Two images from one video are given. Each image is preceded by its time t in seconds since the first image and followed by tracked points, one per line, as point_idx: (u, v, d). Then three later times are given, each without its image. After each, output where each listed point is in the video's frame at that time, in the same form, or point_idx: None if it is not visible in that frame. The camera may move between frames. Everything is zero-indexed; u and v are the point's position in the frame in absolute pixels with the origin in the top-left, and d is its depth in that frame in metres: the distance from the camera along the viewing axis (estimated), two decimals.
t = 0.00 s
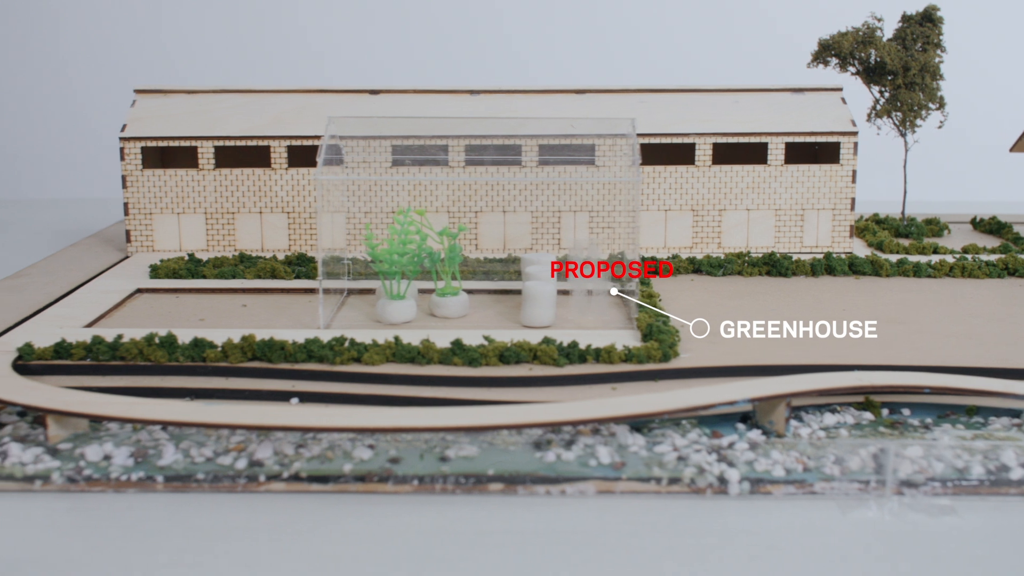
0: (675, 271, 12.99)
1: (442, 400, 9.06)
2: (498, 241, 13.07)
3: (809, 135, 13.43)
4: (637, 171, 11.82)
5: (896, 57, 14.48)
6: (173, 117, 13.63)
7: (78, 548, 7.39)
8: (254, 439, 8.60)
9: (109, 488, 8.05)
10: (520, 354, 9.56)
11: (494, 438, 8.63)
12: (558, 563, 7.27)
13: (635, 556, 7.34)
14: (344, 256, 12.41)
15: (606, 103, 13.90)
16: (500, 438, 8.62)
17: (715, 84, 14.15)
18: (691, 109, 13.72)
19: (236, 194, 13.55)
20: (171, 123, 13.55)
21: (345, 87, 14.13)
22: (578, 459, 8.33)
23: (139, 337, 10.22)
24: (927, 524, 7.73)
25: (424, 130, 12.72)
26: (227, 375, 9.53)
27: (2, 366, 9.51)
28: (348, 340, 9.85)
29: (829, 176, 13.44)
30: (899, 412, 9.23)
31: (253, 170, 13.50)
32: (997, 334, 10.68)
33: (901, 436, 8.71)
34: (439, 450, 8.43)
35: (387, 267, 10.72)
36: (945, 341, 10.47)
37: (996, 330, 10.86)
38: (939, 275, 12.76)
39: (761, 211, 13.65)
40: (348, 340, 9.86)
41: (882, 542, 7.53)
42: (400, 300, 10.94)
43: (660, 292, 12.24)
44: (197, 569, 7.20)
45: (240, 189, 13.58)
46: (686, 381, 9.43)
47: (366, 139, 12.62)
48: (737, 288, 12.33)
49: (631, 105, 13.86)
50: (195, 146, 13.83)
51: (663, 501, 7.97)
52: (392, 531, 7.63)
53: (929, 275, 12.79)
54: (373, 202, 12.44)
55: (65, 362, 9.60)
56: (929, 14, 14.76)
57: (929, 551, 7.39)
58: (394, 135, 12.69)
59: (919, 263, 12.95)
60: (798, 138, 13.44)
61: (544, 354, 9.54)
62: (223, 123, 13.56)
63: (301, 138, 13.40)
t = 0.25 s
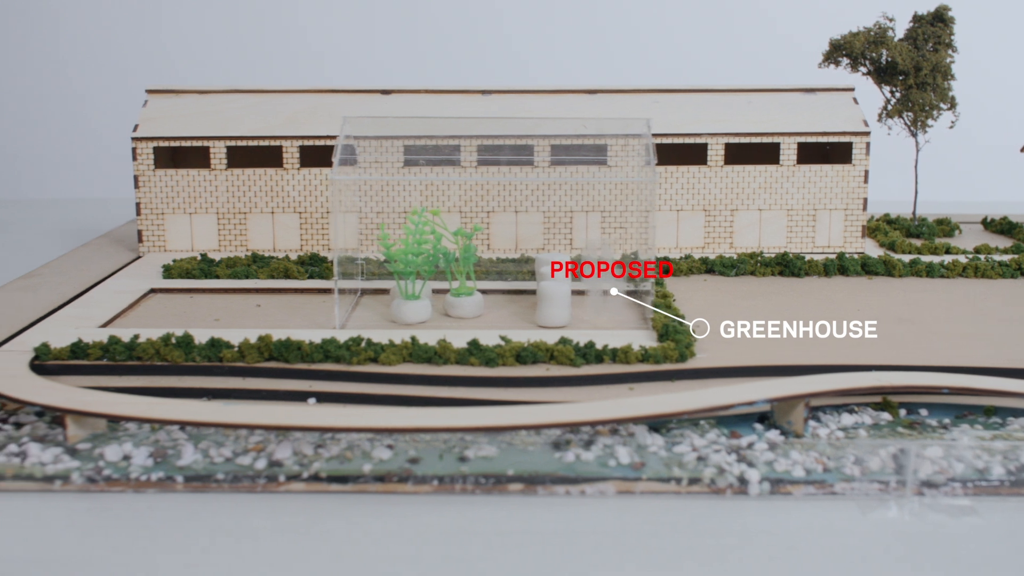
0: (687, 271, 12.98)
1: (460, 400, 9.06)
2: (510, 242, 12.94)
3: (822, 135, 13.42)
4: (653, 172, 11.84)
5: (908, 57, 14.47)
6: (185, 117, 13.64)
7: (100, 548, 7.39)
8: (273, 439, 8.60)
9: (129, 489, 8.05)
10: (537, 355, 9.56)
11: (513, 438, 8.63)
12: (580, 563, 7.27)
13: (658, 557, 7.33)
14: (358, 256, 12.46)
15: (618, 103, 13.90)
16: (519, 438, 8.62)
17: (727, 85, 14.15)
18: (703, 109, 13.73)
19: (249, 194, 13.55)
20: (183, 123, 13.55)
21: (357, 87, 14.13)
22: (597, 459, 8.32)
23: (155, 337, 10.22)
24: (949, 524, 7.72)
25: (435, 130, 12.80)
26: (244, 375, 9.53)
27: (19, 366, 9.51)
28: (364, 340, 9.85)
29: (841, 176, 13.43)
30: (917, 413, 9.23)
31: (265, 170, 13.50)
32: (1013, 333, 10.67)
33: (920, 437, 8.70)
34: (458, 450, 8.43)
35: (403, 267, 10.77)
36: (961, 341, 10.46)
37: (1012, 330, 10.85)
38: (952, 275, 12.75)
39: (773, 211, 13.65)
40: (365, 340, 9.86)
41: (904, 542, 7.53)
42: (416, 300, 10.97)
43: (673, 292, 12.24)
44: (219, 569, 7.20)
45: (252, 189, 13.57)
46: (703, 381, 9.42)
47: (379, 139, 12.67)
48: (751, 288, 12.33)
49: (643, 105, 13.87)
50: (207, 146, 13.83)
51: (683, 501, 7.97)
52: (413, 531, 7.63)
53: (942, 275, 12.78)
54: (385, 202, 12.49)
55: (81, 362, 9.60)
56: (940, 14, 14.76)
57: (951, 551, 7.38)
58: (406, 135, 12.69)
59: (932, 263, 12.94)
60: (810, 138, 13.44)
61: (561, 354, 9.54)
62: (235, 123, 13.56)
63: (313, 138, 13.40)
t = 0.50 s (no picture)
0: (700, 271, 12.99)
1: (477, 400, 9.06)
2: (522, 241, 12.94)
3: (834, 135, 13.42)
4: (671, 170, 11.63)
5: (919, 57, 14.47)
6: (197, 117, 13.64)
7: (122, 548, 7.39)
8: (291, 439, 8.60)
9: (148, 489, 8.05)
10: (554, 355, 9.56)
11: (531, 439, 8.64)
12: (602, 563, 7.27)
13: (679, 557, 7.33)
14: (370, 256, 12.33)
15: (630, 103, 13.90)
16: (538, 438, 8.63)
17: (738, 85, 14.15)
18: (715, 109, 13.73)
19: (261, 194, 13.55)
20: (195, 123, 13.56)
21: (368, 87, 14.13)
22: (616, 459, 8.33)
23: (170, 337, 10.22)
24: (969, 524, 7.72)
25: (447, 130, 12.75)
26: (261, 375, 9.53)
27: (36, 366, 9.51)
28: (381, 341, 9.85)
29: (853, 176, 13.43)
30: (934, 413, 9.23)
31: (277, 170, 13.50)
32: None
33: (938, 437, 8.71)
34: (477, 450, 8.44)
35: (418, 267, 10.76)
36: (976, 340, 10.46)
37: None
38: (965, 275, 12.75)
39: (785, 212, 13.65)
40: (381, 340, 9.86)
41: (925, 542, 7.53)
42: (430, 300, 10.91)
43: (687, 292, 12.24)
44: (241, 568, 7.20)
45: (264, 189, 13.57)
46: (720, 381, 9.42)
47: (391, 139, 12.59)
48: (764, 288, 12.33)
49: (655, 105, 13.87)
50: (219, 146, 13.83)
51: (703, 501, 7.97)
52: (434, 531, 7.63)
53: (954, 275, 12.77)
54: (397, 202, 12.51)
55: (98, 362, 9.60)
56: (951, 14, 14.75)
57: (973, 551, 7.38)
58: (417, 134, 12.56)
59: (945, 263, 12.94)
60: (822, 138, 13.44)
61: (578, 355, 9.54)
62: (247, 123, 13.56)
63: (326, 138, 13.40)
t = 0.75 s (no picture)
0: (713, 271, 12.97)
1: (495, 400, 9.06)
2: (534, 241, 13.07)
3: (846, 135, 13.42)
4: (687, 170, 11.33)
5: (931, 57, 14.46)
6: (209, 117, 13.63)
7: (142, 548, 7.39)
8: (310, 439, 8.61)
9: (168, 489, 8.04)
10: (571, 355, 9.56)
11: (550, 439, 8.64)
12: (624, 563, 7.26)
13: (701, 557, 7.31)
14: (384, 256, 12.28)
15: (641, 103, 13.89)
16: (556, 438, 8.62)
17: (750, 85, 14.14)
18: (726, 109, 13.73)
19: (273, 194, 13.55)
20: (207, 123, 13.56)
21: (380, 87, 14.12)
22: (636, 460, 8.33)
23: (186, 337, 10.22)
24: (991, 524, 7.71)
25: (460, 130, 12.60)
26: (278, 375, 9.53)
27: (52, 366, 9.50)
28: (397, 341, 9.84)
29: (865, 176, 13.42)
30: (952, 413, 9.22)
31: (289, 170, 13.49)
32: None
33: (957, 437, 8.70)
34: (496, 450, 8.44)
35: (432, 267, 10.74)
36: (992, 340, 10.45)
37: None
38: (978, 275, 12.74)
39: (797, 212, 13.64)
40: (397, 340, 9.85)
41: (946, 542, 7.52)
42: (444, 300, 10.94)
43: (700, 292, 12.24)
44: (262, 569, 7.19)
45: (276, 189, 13.57)
46: (737, 381, 9.42)
47: (401, 139, 12.37)
48: (777, 288, 12.33)
49: (667, 105, 13.87)
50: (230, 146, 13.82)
51: (723, 501, 7.96)
52: (455, 531, 7.62)
53: (967, 275, 12.76)
54: (409, 202, 12.41)
55: (115, 362, 9.60)
56: (963, 15, 14.75)
57: (995, 552, 7.37)
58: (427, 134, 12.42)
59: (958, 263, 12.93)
60: (835, 138, 13.42)
61: (594, 355, 9.54)
62: (259, 123, 13.55)
63: (338, 138, 13.39)
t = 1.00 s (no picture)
0: (725, 271, 12.97)
1: (513, 400, 9.06)
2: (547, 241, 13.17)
3: (858, 135, 13.41)
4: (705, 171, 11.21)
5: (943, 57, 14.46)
6: (221, 118, 13.63)
7: (164, 547, 7.39)
8: (329, 439, 8.61)
9: (188, 489, 8.04)
10: (588, 355, 9.56)
11: (569, 439, 8.65)
12: (646, 563, 7.26)
13: (723, 557, 7.31)
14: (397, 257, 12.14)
15: (653, 103, 13.89)
16: (575, 439, 8.63)
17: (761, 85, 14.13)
18: (738, 109, 13.73)
19: (285, 194, 13.55)
20: (219, 124, 13.56)
21: (391, 87, 14.12)
22: (655, 460, 8.34)
23: (202, 337, 10.23)
24: (1011, 525, 7.72)
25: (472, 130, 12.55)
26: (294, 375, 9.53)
27: (69, 366, 9.50)
28: (414, 341, 9.84)
29: (877, 176, 13.42)
30: (970, 413, 9.22)
31: (301, 170, 13.49)
32: None
33: (976, 437, 8.70)
34: (515, 451, 8.44)
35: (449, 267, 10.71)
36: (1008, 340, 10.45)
37: None
38: (991, 276, 12.73)
39: (809, 212, 13.64)
40: (414, 340, 9.85)
41: (968, 542, 7.52)
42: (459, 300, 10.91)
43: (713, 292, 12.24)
44: (284, 568, 7.19)
45: (288, 189, 13.58)
46: (755, 381, 9.42)
47: (414, 139, 12.22)
48: (790, 288, 12.34)
49: (678, 105, 13.87)
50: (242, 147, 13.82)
51: (743, 502, 7.96)
52: (476, 531, 7.62)
53: (980, 275, 12.76)
54: (421, 202, 12.29)
55: (131, 362, 9.61)
56: (974, 15, 14.74)
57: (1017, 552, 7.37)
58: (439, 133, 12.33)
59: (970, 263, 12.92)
60: (847, 138, 13.41)
61: (611, 355, 9.54)
62: (271, 123, 13.55)
63: (350, 138, 13.39)
